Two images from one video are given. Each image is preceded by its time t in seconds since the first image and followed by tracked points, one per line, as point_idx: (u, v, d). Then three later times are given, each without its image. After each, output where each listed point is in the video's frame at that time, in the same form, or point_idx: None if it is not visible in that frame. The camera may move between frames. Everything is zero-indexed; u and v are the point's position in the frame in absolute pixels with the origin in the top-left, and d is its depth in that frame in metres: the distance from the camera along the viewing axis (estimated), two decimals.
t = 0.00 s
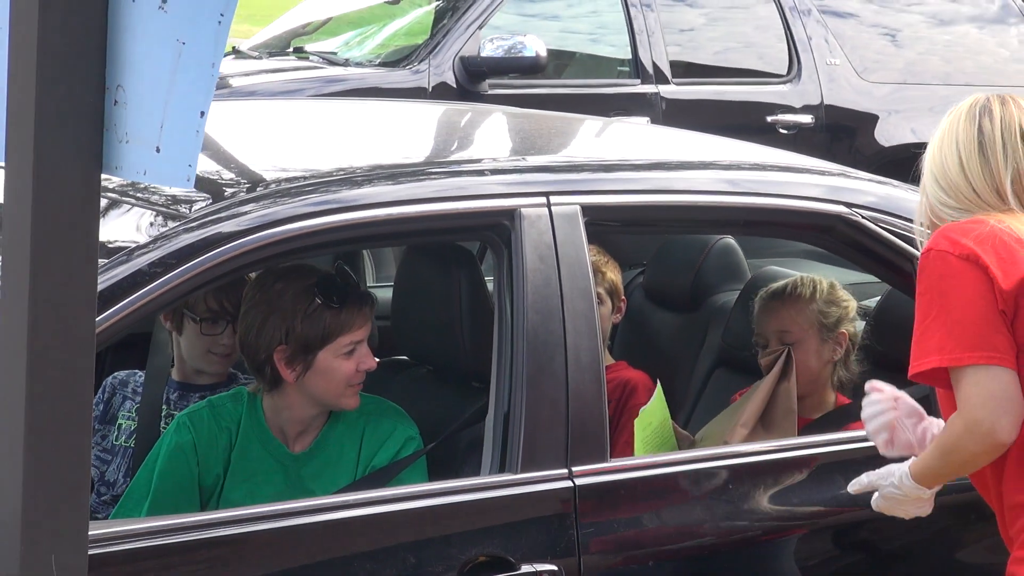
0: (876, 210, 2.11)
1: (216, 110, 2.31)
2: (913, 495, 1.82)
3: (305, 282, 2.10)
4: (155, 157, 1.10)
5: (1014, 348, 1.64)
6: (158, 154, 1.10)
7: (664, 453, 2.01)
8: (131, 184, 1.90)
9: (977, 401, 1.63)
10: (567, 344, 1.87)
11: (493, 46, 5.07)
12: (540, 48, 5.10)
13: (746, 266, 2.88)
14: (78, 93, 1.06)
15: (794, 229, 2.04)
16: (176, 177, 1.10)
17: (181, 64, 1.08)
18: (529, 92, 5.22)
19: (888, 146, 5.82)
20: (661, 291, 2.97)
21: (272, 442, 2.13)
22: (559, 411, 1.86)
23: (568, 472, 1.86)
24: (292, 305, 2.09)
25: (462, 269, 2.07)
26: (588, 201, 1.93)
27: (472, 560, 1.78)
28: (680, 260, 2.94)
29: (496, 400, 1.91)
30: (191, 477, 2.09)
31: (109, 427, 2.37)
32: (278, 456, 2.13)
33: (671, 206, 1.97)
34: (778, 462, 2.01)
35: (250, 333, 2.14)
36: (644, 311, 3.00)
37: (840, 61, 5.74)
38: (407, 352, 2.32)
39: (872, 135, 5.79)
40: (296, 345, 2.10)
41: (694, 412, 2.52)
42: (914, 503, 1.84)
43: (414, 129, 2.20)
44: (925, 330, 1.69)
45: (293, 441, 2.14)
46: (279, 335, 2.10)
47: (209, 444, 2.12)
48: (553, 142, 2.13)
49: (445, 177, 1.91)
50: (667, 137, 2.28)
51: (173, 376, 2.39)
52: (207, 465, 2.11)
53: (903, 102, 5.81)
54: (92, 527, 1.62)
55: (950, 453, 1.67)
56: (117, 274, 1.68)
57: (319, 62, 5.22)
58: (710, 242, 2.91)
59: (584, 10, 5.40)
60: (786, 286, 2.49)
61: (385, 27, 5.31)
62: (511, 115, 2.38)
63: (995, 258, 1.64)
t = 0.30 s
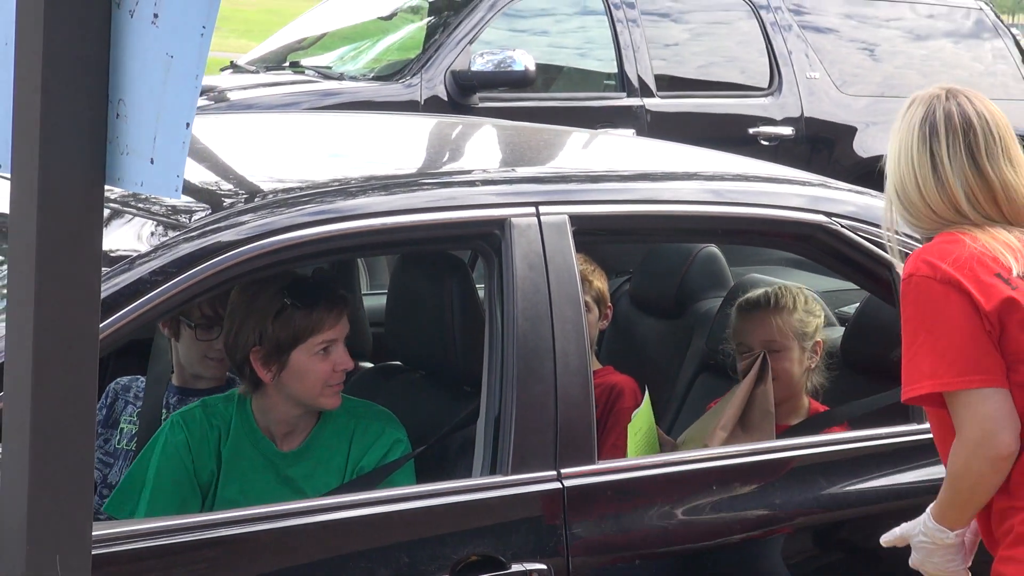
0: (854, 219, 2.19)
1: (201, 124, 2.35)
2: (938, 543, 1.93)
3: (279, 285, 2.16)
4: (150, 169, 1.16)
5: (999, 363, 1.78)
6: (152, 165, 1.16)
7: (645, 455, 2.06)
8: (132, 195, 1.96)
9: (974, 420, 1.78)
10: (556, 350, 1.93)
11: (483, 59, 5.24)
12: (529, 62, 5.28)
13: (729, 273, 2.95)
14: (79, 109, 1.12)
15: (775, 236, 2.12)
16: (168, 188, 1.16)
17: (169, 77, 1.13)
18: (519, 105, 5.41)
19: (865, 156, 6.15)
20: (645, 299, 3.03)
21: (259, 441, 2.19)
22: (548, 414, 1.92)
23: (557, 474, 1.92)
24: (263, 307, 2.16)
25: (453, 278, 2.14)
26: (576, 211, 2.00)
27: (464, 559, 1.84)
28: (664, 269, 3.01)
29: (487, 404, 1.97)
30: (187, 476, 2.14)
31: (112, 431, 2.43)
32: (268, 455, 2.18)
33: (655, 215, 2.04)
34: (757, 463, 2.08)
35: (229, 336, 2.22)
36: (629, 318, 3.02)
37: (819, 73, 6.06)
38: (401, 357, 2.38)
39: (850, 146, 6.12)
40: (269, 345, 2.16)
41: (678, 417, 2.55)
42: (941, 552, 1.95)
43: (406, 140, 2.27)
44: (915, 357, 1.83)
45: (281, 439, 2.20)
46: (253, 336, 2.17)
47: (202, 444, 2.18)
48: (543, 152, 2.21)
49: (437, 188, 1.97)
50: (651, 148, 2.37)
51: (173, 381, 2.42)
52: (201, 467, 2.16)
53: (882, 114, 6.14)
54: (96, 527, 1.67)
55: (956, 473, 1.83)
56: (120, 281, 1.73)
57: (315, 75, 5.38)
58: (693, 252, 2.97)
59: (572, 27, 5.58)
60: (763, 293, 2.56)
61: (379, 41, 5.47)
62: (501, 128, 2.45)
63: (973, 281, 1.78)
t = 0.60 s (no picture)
0: (830, 228, 2.30)
1: (196, 137, 2.42)
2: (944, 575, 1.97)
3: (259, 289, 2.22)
4: (147, 180, 1.22)
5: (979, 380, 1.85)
6: (149, 176, 1.22)
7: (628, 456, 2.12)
8: (131, 206, 2.03)
9: (958, 440, 1.86)
10: (541, 354, 2.00)
11: (471, 74, 5.47)
12: (516, 76, 5.47)
13: (710, 282, 2.99)
14: (79, 125, 1.18)
15: (755, 245, 2.22)
16: (165, 199, 1.22)
17: (165, 92, 1.21)
18: (507, 119, 5.66)
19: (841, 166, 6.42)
20: (630, 304, 3.07)
21: (250, 443, 2.25)
22: (535, 417, 1.98)
23: (543, 474, 1.98)
24: (241, 311, 2.22)
25: (443, 285, 2.21)
26: (561, 221, 2.08)
27: (452, 557, 1.90)
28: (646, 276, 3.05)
29: (475, 408, 2.03)
30: (184, 477, 2.20)
31: (111, 434, 2.48)
32: (260, 457, 2.24)
33: (637, 225, 2.13)
34: (737, 462, 2.15)
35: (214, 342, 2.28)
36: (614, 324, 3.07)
37: (797, 87, 6.31)
38: (393, 361, 2.45)
39: (828, 157, 6.37)
40: (249, 349, 2.22)
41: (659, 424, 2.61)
42: None
43: (397, 152, 2.35)
44: (897, 379, 1.90)
45: (271, 441, 2.26)
46: (234, 340, 2.23)
47: (195, 447, 2.24)
48: (528, 164, 2.29)
49: (428, 198, 2.04)
50: (632, 160, 2.46)
51: (172, 384, 2.49)
52: (197, 469, 2.22)
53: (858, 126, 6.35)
54: (97, 527, 1.74)
55: (945, 491, 1.91)
56: (121, 288, 1.80)
57: (309, 89, 5.65)
58: (675, 259, 3.02)
59: (558, 42, 5.86)
60: (767, 304, 2.63)
61: (369, 57, 5.79)
62: (488, 140, 2.52)
63: (951, 301, 1.85)
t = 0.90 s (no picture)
0: (814, 234, 2.41)
1: (195, 146, 2.48)
2: None
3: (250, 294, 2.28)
4: (141, 188, 1.26)
5: (960, 391, 1.93)
6: (143, 184, 1.26)
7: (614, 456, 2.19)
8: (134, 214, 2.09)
9: (942, 454, 1.94)
10: (534, 355, 2.07)
11: (465, 84, 5.62)
12: (508, 86, 5.65)
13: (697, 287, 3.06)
14: (79, 137, 1.23)
15: (741, 249, 2.32)
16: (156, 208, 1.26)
17: (156, 101, 1.24)
18: (498, 127, 5.84)
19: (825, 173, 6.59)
20: (622, 306, 3.11)
21: (246, 444, 2.30)
22: (527, 417, 2.05)
23: (536, 472, 2.05)
24: (235, 320, 2.28)
25: (438, 290, 2.27)
26: (552, 226, 2.15)
27: (449, 553, 1.96)
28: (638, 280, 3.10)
29: (469, 409, 2.09)
30: (182, 481, 2.24)
31: (117, 434, 2.54)
32: (257, 458, 2.30)
33: (624, 230, 2.21)
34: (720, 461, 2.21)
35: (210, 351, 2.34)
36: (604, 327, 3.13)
37: (781, 96, 6.49)
38: (388, 363, 2.51)
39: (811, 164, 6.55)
40: (244, 356, 2.28)
41: (648, 423, 2.69)
42: None
43: (394, 160, 2.41)
44: (881, 397, 1.97)
45: (269, 442, 2.32)
46: (228, 348, 2.29)
47: (194, 451, 2.29)
48: (520, 172, 2.36)
49: (424, 205, 2.11)
50: (621, 167, 2.54)
51: (174, 387, 2.51)
52: (194, 471, 2.27)
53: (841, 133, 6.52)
54: (103, 526, 1.79)
55: (933, 501, 2.00)
56: (124, 293, 1.85)
57: (307, 100, 5.83)
58: (662, 263, 3.05)
59: (549, 52, 6.07)
60: (770, 312, 2.64)
61: (366, 69, 6.00)
62: (482, 148, 2.58)
63: (930, 319, 1.91)
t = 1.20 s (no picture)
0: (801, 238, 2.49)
1: (200, 153, 2.54)
2: None
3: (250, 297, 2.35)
4: (145, 193, 1.30)
5: (943, 396, 2.00)
6: (147, 189, 1.30)
7: (603, 454, 2.26)
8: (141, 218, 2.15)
9: (927, 459, 2.00)
10: (529, 355, 2.13)
11: (463, 92, 5.76)
12: (504, 94, 5.76)
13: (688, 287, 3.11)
14: (87, 145, 1.27)
15: (731, 252, 2.40)
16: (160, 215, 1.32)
17: (161, 107, 1.28)
18: (493, 133, 6.00)
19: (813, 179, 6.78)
20: (615, 308, 3.16)
21: (250, 441, 2.36)
22: (523, 414, 2.11)
23: (531, 469, 2.12)
24: (240, 321, 2.35)
25: (436, 291, 2.34)
26: (547, 230, 2.22)
27: (448, 548, 2.03)
28: (629, 282, 3.16)
29: (466, 408, 2.16)
30: (188, 476, 2.31)
31: (124, 431, 2.61)
32: (261, 454, 2.36)
33: (617, 234, 2.28)
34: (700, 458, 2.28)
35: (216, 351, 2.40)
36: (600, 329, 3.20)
37: (768, 103, 6.68)
38: (388, 363, 2.57)
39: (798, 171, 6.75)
40: (248, 355, 2.34)
41: (642, 418, 2.73)
42: None
43: (393, 166, 2.48)
44: (867, 406, 2.02)
45: (271, 439, 2.37)
46: (234, 348, 2.35)
47: (200, 448, 2.35)
48: (515, 177, 2.42)
49: (422, 210, 2.17)
50: (615, 173, 2.61)
51: (180, 386, 2.57)
52: (200, 466, 2.34)
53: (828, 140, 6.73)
54: (112, 521, 1.86)
55: (920, 505, 2.06)
56: (131, 296, 1.92)
57: (308, 107, 5.96)
58: (653, 265, 3.12)
59: (544, 62, 6.28)
60: (769, 314, 2.67)
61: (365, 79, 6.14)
62: (478, 155, 2.64)
63: (913, 327, 1.97)
